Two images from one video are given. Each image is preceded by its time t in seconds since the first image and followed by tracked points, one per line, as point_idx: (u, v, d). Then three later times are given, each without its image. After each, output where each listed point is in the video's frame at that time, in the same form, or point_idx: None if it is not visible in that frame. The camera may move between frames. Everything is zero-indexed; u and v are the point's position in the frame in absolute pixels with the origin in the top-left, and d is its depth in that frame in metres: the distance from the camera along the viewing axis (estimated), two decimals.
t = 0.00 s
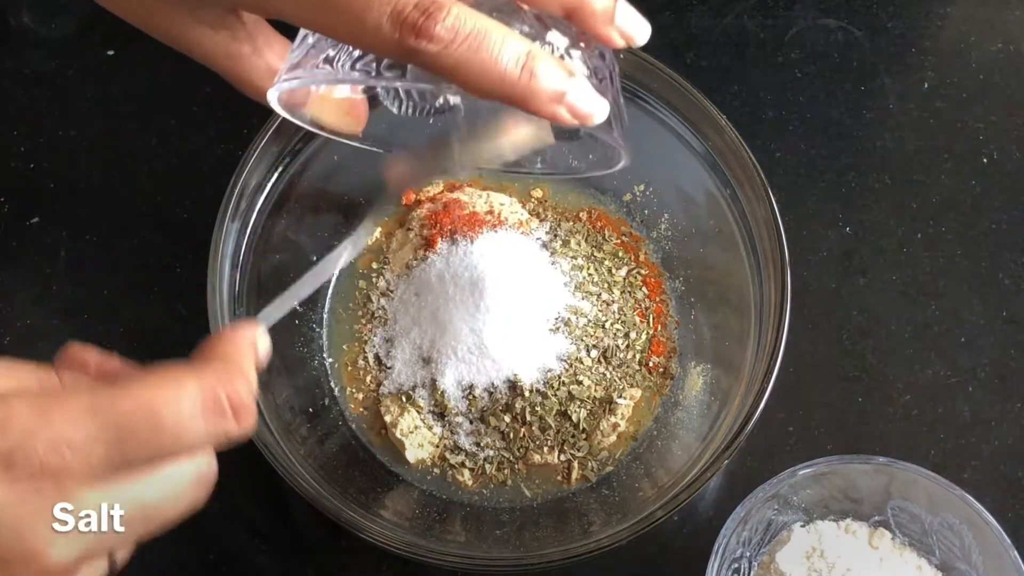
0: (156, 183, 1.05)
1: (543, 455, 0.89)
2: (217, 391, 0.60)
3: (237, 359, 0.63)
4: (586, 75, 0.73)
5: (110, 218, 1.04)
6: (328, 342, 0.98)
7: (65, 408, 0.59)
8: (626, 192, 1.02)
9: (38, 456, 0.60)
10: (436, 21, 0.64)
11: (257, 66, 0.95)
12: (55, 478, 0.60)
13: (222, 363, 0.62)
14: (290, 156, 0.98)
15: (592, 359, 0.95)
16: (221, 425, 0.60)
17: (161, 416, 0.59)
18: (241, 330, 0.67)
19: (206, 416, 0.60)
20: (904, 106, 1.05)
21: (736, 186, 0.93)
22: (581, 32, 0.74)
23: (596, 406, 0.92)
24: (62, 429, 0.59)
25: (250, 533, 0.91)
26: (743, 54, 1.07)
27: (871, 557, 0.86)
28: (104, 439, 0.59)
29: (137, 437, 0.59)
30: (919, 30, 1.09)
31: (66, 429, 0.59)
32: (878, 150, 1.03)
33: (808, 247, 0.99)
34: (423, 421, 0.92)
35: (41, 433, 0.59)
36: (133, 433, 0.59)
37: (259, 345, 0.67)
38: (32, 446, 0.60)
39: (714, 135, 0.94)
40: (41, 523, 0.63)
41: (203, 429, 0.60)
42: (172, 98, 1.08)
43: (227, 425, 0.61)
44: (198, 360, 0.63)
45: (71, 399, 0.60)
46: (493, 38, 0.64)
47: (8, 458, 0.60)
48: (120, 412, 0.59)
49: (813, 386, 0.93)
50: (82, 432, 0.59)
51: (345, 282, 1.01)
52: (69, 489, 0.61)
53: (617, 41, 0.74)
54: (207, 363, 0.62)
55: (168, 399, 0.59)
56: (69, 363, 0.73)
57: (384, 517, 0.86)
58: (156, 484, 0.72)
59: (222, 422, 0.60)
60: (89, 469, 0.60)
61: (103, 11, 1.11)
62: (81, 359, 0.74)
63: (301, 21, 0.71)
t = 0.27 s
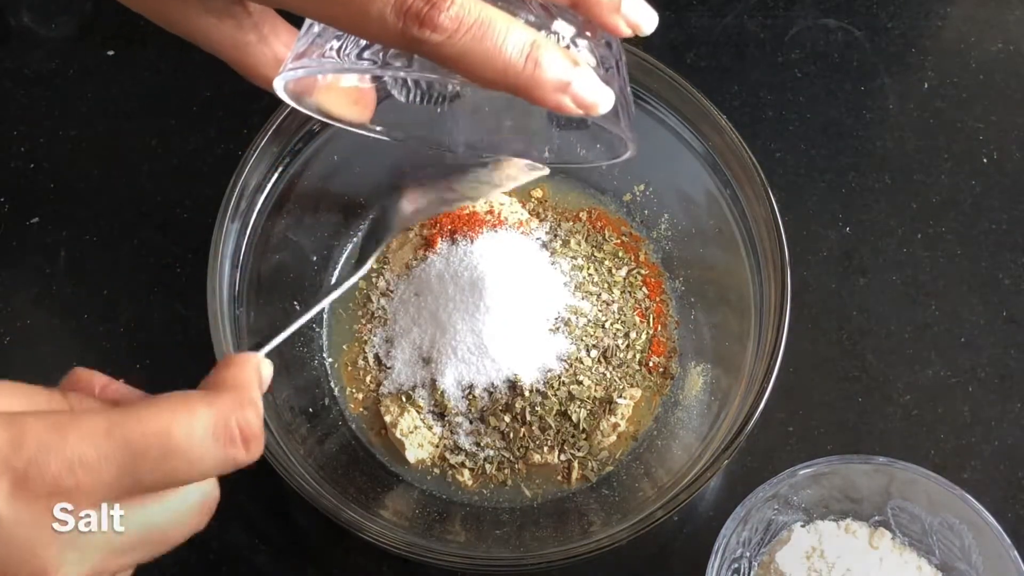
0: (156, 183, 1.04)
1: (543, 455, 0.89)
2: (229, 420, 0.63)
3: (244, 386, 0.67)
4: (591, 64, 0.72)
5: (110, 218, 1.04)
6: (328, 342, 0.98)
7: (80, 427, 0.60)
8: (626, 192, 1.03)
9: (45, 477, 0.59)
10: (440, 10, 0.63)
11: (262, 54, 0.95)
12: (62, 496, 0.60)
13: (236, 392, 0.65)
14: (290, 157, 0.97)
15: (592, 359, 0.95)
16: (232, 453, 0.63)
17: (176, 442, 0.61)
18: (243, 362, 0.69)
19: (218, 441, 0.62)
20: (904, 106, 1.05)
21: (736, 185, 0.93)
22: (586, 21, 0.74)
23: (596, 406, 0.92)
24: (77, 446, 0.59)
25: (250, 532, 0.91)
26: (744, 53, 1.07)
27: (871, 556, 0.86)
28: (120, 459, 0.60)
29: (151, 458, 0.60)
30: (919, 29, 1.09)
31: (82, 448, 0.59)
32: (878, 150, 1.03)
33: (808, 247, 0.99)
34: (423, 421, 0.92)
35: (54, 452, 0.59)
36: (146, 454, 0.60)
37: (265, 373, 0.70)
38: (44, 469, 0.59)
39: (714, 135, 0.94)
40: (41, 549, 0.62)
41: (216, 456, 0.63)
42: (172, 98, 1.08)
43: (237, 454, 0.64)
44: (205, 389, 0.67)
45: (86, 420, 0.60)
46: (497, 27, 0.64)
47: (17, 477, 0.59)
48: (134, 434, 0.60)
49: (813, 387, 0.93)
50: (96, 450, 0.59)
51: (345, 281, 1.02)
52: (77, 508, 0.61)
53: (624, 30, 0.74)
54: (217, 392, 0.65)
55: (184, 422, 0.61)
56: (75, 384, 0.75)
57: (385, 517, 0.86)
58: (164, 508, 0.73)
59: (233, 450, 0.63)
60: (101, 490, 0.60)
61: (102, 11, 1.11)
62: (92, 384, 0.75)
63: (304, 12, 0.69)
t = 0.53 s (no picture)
0: (156, 183, 1.04)
1: (543, 455, 0.89)
2: (227, 408, 0.56)
3: (239, 373, 0.57)
4: (588, 72, 0.73)
5: (110, 217, 1.04)
6: (328, 342, 0.98)
7: (75, 420, 0.54)
8: (626, 192, 1.03)
9: (43, 473, 0.53)
10: (436, 15, 0.64)
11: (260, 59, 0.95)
12: (60, 493, 0.54)
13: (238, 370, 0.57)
14: (289, 157, 0.98)
15: (592, 359, 0.95)
16: (231, 441, 0.56)
17: (174, 434, 0.54)
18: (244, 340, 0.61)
19: (216, 430, 0.55)
20: (905, 106, 1.05)
21: (736, 185, 0.93)
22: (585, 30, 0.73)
23: (596, 406, 0.92)
24: (74, 439, 0.53)
25: (249, 532, 0.91)
26: (744, 53, 1.07)
27: (871, 557, 0.86)
28: (115, 452, 0.54)
29: (149, 450, 0.54)
30: (919, 29, 1.09)
31: (78, 441, 0.53)
32: (878, 150, 1.03)
33: (809, 247, 0.99)
34: (423, 421, 0.92)
35: (49, 449, 0.53)
36: (145, 446, 0.54)
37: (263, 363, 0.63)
38: (43, 463, 0.53)
39: (714, 135, 0.94)
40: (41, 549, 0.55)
41: (212, 442, 0.55)
42: (171, 98, 1.08)
43: (236, 444, 0.56)
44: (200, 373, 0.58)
45: (81, 413, 0.54)
46: (494, 33, 0.64)
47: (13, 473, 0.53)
48: (131, 425, 0.54)
49: (813, 387, 0.93)
50: (94, 442, 0.53)
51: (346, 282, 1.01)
52: (76, 505, 0.55)
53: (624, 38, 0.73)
54: (214, 376, 0.57)
55: (179, 412, 0.54)
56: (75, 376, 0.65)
57: (385, 517, 0.86)
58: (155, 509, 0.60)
59: (231, 438, 0.56)
60: (99, 486, 0.54)
61: (102, 11, 1.10)
62: (84, 380, 0.64)
63: (304, 17, 0.69)
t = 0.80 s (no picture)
0: (156, 183, 1.04)
1: (543, 455, 0.89)
2: (197, 423, 0.59)
3: (228, 389, 0.62)
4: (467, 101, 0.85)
5: (110, 217, 1.04)
6: (328, 342, 0.98)
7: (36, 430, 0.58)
8: (626, 192, 1.03)
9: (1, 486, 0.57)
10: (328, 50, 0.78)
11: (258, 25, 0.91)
12: (15, 512, 0.57)
13: (212, 393, 0.61)
14: (290, 157, 0.97)
15: (592, 358, 0.95)
16: (200, 458, 0.59)
17: (137, 446, 0.57)
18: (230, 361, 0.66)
19: (185, 450, 0.59)
20: (904, 106, 1.05)
21: (737, 186, 0.93)
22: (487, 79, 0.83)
23: (596, 406, 0.92)
24: (25, 453, 0.57)
25: (249, 532, 0.91)
26: (744, 53, 1.07)
27: (871, 557, 0.86)
28: (75, 467, 0.57)
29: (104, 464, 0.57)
30: (919, 30, 1.09)
31: (29, 455, 0.57)
32: (878, 150, 1.03)
33: (809, 247, 0.99)
34: (423, 421, 0.92)
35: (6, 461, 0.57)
36: (100, 461, 0.57)
37: (261, 376, 0.65)
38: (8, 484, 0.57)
39: (714, 135, 0.94)
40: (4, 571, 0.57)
41: (179, 460, 0.59)
42: (171, 98, 1.07)
43: (207, 459, 0.59)
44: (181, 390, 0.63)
45: (41, 425, 0.58)
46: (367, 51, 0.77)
47: None
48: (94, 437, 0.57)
49: (813, 386, 0.93)
50: (43, 456, 0.57)
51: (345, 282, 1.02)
52: (28, 523, 0.57)
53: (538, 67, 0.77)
54: (193, 391, 0.61)
55: (147, 425, 0.58)
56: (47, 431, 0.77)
57: (385, 517, 0.86)
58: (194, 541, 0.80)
59: (198, 455, 0.59)
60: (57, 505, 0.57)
61: (102, 10, 1.10)
62: (84, 395, 0.68)
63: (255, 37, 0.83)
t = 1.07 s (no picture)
0: (156, 183, 1.04)
1: (543, 455, 0.89)
2: (158, 455, 0.89)
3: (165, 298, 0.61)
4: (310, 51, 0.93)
5: (110, 217, 1.04)
6: (328, 342, 0.98)
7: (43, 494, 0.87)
8: (626, 192, 1.03)
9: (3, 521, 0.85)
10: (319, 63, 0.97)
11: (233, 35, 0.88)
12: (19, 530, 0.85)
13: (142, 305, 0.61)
14: (290, 156, 0.97)
15: (592, 359, 0.94)
16: (167, 480, 0.89)
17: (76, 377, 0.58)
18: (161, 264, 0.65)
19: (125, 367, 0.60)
20: (904, 106, 1.05)
21: (737, 187, 0.93)
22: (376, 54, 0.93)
23: (596, 406, 0.92)
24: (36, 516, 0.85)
25: (250, 532, 0.91)
26: (743, 53, 1.07)
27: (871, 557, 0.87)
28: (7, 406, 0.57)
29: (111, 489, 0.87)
30: (920, 29, 1.08)
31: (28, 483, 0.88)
32: (878, 150, 1.03)
33: (808, 247, 0.99)
34: (423, 421, 0.92)
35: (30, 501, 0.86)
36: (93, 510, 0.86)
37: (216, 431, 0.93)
38: None
39: (715, 136, 0.94)
40: None
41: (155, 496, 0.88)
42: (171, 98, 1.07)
43: (167, 480, 0.89)
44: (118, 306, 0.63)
45: None
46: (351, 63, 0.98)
47: None
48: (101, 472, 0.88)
49: (813, 386, 0.93)
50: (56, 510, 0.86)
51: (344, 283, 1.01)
52: None
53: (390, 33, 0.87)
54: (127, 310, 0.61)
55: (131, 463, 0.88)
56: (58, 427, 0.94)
57: (385, 517, 0.86)
58: (96, 557, 0.86)
59: (167, 475, 0.89)
60: None
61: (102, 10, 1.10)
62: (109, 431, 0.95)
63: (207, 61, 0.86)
